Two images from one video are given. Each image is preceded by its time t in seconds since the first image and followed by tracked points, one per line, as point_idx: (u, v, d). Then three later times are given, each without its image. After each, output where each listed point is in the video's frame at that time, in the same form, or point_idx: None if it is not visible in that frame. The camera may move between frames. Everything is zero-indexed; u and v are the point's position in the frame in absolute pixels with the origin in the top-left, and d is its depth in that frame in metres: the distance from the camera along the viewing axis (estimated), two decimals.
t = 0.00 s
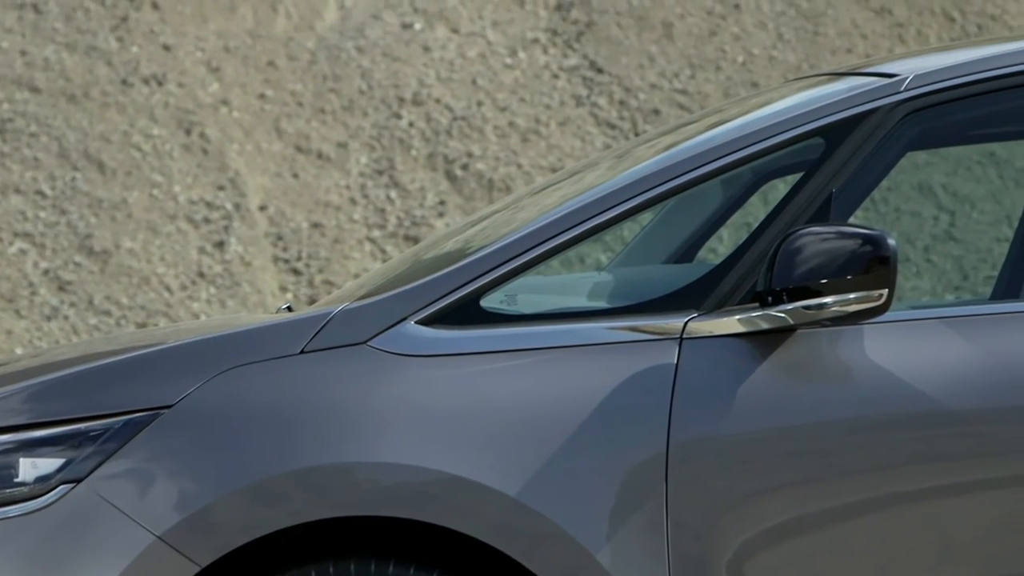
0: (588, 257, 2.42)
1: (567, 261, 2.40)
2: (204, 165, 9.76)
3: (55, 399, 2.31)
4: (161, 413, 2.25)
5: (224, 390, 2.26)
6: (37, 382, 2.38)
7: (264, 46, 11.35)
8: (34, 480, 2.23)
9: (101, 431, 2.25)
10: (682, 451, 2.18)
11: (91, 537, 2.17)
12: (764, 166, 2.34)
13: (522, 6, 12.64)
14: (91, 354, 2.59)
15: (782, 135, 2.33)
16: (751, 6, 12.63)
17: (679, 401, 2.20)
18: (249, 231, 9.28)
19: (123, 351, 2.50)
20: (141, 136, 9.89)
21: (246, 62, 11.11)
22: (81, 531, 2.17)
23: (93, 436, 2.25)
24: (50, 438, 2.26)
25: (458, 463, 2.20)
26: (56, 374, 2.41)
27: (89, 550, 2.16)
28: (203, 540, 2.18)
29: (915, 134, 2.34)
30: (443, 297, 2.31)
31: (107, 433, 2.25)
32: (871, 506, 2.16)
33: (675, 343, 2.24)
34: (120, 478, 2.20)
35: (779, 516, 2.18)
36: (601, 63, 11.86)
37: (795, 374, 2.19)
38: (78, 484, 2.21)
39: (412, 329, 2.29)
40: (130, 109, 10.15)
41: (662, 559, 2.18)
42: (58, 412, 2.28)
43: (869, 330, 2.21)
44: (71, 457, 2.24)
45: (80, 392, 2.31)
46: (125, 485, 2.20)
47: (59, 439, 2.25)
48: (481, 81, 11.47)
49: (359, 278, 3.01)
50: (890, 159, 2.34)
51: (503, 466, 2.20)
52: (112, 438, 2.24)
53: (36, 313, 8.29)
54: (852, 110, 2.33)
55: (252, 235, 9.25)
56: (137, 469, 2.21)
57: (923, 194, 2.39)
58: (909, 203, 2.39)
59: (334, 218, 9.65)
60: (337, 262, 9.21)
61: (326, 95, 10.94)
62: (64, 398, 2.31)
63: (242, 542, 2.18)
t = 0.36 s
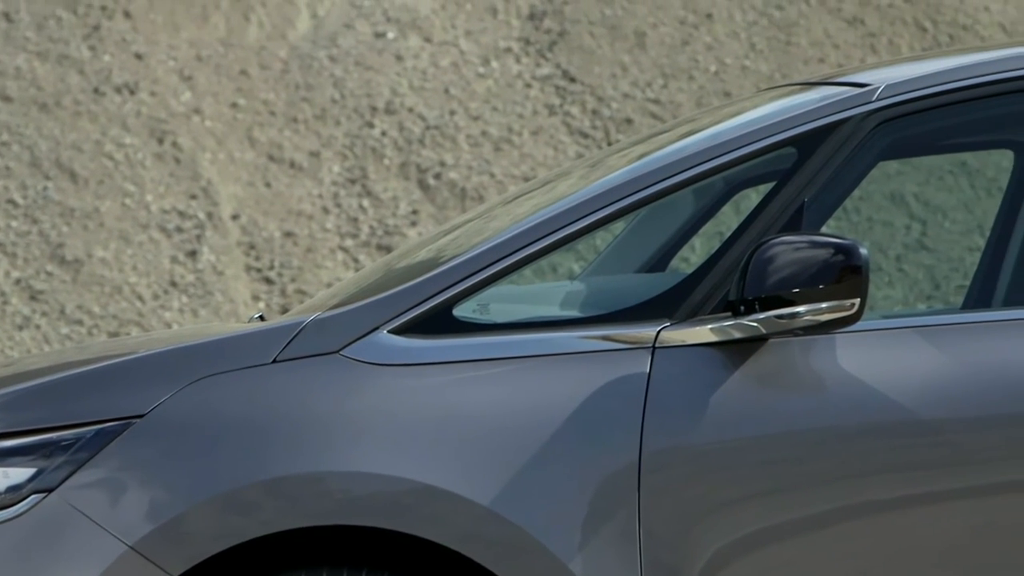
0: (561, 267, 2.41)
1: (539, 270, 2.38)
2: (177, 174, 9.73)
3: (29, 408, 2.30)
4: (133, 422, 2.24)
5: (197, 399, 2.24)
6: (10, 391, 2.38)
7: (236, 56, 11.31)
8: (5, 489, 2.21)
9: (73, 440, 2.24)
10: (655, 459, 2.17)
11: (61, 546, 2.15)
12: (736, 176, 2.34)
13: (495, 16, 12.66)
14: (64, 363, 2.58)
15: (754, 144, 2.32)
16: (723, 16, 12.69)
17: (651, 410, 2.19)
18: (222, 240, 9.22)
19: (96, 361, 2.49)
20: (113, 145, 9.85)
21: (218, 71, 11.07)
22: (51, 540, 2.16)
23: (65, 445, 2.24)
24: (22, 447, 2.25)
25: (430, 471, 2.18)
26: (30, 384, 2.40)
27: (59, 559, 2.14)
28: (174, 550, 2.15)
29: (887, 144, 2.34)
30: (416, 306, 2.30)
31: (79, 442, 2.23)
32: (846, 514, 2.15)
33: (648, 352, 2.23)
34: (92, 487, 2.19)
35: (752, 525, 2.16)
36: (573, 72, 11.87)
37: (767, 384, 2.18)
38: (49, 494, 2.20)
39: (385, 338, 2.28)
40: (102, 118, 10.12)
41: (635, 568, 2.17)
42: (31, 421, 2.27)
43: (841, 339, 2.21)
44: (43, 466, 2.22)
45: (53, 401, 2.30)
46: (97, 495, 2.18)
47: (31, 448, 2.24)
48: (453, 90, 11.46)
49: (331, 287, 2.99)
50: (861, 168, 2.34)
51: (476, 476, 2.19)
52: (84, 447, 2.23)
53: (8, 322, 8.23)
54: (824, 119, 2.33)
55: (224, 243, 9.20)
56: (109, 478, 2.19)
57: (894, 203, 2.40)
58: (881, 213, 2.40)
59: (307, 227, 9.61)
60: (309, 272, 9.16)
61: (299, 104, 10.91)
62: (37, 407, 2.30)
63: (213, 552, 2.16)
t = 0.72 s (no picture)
0: (535, 275, 2.40)
1: (514, 278, 2.37)
2: (150, 182, 9.70)
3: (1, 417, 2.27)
4: (106, 430, 2.21)
5: (170, 407, 2.22)
6: None
7: (209, 63, 11.25)
8: None
9: (45, 449, 2.21)
10: (629, 467, 2.16)
11: (33, 556, 2.12)
12: (709, 184, 2.33)
13: (468, 23, 12.65)
14: (36, 370, 2.54)
15: (727, 152, 2.32)
16: (696, 24, 12.75)
17: (625, 419, 2.18)
18: (195, 248, 9.18)
19: (69, 368, 2.45)
20: (86, 152, 9.80)
21: (192, 79, 11.02)
22: (23, 550, 2.13)
23: (37, 454, 2.21)
24: None
25: (404, 479, 2.17)
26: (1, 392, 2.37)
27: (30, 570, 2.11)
28: (146, 560, 2.13)
29: (861, 152, 2.34)
30: (389, 314, 2.28)
31: (51, 451, 2.20)
32: (821, 521, 2.13)
33: (622, 361, 2.22)
34: (64, 496, 2.16)
35: (727, 532, 2.15)
36: (547, 80, 11.87)
37: (741, 391, 2.18)
38: (21, 502, 2.17)
39: (358, 346, 2.26)
40: (75, 126, 10.06)
41: None
42: (4, 430, 2.24)
43: (814, 346, 2.20)
44: (14, 475, 2.19)
45: (26, 410, 2.27)
46: (70, 504, 2.15)
47: (2, 457, 2.21)
48: (427, 98, 11.45)
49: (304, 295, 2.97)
50: (834, 176, 2.34)
51: (451, 484, 2.17)
52: (56, 456, 2.20)
53: None
54: (797, 127, 2.33)
55: (197, 251, 9.15)
56: (82, 487, 2.16)
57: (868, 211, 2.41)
58: (853, 221, 2.39)
59: (280, 235, 9.56)
60: (283, 280, 9.10)
61: (272, 112, 10.86)
62: (9, 415, 2.27)
63: (186, 561, 2.13)
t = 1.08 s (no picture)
0: (510, 282, 2.39)
1: (488, 285, 2.35)
2: (125, 189, 9.66)
3: None
4: (80, 437, 2.21)
5: (144, 413, 2.21)
6: None
7: (183, 70, 11.20)
8: None
9: (19, 456, 2.21)
10: (604, 474, 2.15)
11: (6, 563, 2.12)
12: (684, 191, 2.33)
13: (443, 30, 12.65)
14: (14, 376, 2.54)
15: (701, 159, 2.31)
16: (671, 32, 12.79)
17: (600, 426, 2.17)
18: (169, 255, 9.13)
19: (45, 374, 2.45)
20: (60, 160, 9.78)
21: (166, 86, 10.97)
22: None
23: (11, 461, 2.21)
24: None
25: (378, 487, 2.15)
26: None
27: None
28: (121, 567, 2.11)
29: (835, 159, 2.34)
30: (363, 321, 2.27)
31: (25, 458, 2.21)
32: (796, 529, 2.12)
33: (596, 367, 2.21)
34: (38, 503, 2.16)
35: (701, 540, 2.14)
36: (522, 87, 11.87)
37: (716, 399, 2.17)
38: None
39: (332, 353, 2.24)
40: (49, 133, 10.04)
41: None
42: None
43: (788, 354, 2.19)
44: None
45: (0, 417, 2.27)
46: (44, 511, 2.15)
47: None
48: (402, 105, 11.44)
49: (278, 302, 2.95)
50: (808, 183, 2.33)
51: (425, 492, 2.16)
52: (30, 463, 2.20)
53: None
54: (772, 134, 2.32)
55: (171, 258, 9.10)
56: (55, 495, 2.16)
57: (842, 218, 2.40)
58: (829, 227, 2.42)
59: (255, 242, 9.51)
60: (258, 286, 9.05)
61: (247, 119, 10.82)
62: None
63: (160, 568, 2.12)
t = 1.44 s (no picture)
0: (485, 288, 2.38)
1: (464, 291, 2.34)
2: (99, 195, 9.62)
3: None
4: (55, 444, 2.20)
5: (119, 419, 2.20)
6: None
7: (158, 76, 11.15)
8: None
9: None
10: (579, 480, 2.14)
11: None
12: (659, 198, 2.32)
13: (418, 36, 12.64)
14: None
15: (676, 166, 2.31)
16: (646, 38, 12.81)
17: (576, 432, 2.16)
18: (144, 261, 9.09)
19: (22, 379, 2.44)
20: (35, 166, 9.75)
21: (141, 92, 10.93)
22: None
23: None
24: None
25: (353, 494, 2.14)
26: None
27: None
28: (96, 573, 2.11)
29: (810, 165, 2.34)
30: (338, 328, 2.25)
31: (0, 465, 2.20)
32: (773, 534, 2.12)
33: (572, 374, 2.20)
34: (14, 510, 2.15)
35: (677, 546, 2.13)
36: (497, 94, 11.87)
37: (691, 405, 2.16)
38: None
39: (308, 359, 2.23)
40: (24, 139, 10.02)
41: None
42: None
43: (763, 359, 2.19)
44: None
45: None
46: (19, 518, 2.14)
47: None
48: (377, 112, 11.42)
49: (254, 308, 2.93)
50: (784, 189, 2.33)
51: (400, 498, 2.15)
52: (5, 470, 2.19)
53: None
54: (747, 141, 2.32)
55: (147, 265, 9.06)
56: (31, 501, 2.15)
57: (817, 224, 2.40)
58: (803, 234, 2.39)
59: (230, 248, 9.47)
60: (233, 292, 9.00)
61: (222, 125, 10.76)
62: None
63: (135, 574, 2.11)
